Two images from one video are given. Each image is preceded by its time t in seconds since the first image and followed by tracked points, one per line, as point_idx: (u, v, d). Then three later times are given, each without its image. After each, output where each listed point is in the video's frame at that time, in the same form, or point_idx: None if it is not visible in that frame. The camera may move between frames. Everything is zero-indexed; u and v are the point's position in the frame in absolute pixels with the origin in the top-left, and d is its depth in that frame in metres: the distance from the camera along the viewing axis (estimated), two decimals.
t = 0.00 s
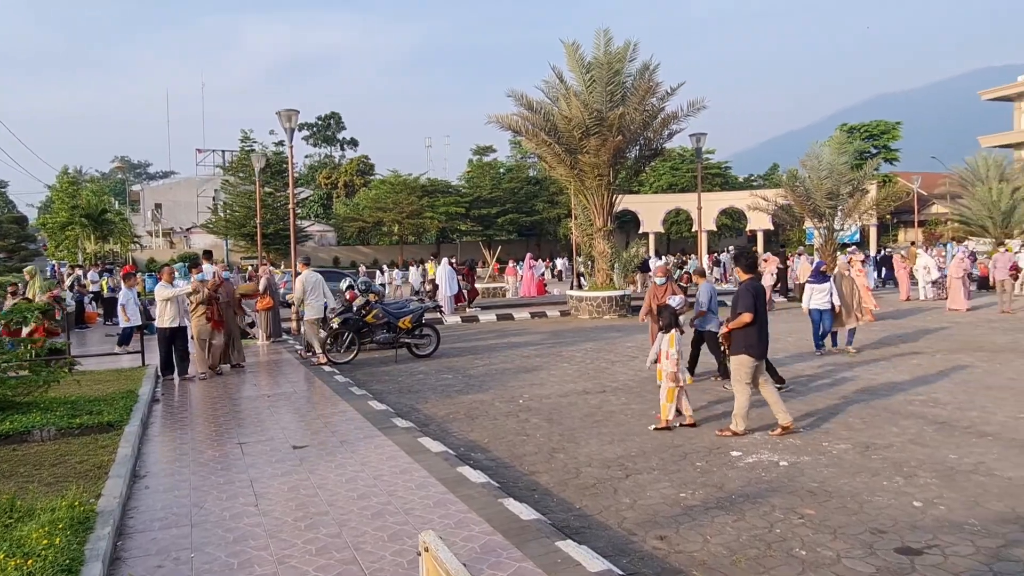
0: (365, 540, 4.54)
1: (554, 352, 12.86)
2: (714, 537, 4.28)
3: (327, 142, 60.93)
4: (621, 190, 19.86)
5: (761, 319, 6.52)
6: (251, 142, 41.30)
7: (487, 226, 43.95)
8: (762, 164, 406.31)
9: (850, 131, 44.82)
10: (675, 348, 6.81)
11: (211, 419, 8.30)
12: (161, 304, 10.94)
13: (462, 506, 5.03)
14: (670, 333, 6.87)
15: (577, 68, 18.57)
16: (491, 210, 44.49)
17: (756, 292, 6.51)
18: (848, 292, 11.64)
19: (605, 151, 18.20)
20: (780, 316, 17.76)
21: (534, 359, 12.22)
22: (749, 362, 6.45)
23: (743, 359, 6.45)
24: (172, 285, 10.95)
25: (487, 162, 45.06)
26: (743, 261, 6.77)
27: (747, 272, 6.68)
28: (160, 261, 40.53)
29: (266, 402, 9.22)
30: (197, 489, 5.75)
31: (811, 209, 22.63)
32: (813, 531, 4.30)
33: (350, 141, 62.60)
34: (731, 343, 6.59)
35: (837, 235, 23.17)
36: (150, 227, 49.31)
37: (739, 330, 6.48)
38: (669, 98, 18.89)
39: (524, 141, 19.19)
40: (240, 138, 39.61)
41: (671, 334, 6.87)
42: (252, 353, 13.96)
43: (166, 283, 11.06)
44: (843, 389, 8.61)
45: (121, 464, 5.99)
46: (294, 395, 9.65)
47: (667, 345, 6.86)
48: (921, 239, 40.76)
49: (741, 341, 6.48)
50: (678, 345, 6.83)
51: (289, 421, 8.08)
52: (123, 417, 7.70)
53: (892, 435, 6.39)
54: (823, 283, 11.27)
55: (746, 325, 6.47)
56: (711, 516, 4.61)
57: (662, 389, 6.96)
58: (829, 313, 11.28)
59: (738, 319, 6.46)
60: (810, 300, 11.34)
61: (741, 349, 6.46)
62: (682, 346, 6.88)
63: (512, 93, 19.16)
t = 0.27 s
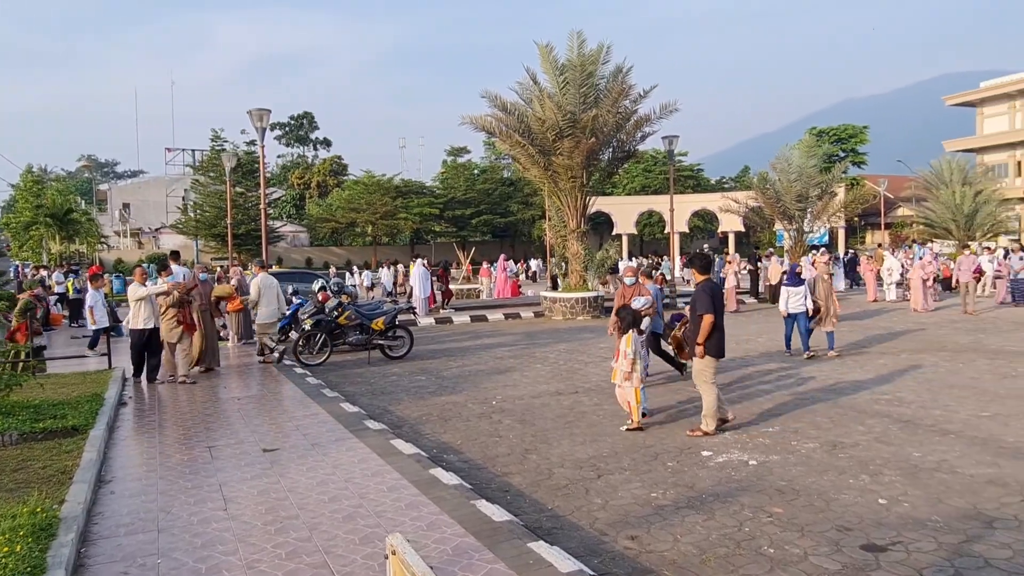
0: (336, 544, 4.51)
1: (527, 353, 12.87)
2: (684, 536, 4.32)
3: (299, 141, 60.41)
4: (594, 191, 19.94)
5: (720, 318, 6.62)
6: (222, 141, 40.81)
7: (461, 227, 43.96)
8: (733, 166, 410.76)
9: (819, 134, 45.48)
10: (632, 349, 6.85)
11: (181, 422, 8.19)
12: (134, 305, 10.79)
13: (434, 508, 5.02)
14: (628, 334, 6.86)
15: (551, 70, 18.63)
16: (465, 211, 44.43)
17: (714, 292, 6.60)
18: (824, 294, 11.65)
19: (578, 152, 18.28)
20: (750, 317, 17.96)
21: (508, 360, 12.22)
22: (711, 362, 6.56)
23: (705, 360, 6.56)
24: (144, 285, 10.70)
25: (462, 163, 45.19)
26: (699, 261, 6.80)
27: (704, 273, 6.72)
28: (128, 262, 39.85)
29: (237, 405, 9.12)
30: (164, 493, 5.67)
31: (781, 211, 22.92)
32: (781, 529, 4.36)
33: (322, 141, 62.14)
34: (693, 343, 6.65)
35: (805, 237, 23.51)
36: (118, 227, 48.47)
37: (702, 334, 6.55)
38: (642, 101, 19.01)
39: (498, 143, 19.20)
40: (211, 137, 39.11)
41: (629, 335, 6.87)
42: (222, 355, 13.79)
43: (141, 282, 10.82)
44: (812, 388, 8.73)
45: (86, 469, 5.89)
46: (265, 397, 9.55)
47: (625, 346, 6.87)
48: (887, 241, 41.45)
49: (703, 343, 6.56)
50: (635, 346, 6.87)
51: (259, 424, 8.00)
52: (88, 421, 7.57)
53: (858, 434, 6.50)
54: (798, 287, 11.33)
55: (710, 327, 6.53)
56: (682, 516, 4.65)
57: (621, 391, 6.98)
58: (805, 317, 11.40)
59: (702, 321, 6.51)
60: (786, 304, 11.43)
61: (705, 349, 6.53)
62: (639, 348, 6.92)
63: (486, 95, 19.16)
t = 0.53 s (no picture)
0: (308, 548, 4.47)
1: (503, 354, 12.87)
2: (657, 536, 4.34)
3: (274, 141, 59.87)
4: (571, 193, 19.99)
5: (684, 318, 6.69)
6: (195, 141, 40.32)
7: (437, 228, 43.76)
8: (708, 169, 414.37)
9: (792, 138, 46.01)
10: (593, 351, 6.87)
11: (151, 425, 8.08)
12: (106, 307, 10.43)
13: (408, 511, 5.00)
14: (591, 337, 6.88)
15: (527, 72, 18.64)
16: (442, 212, 44.30)
17: (678, 293, 6.65)
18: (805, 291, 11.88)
19: (554, 154, 18.34)
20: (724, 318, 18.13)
21: (484, 362, 12.21)
22: (677, 362, 6.65)
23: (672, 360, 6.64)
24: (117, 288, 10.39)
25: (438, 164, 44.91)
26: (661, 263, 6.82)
27: (667, 275, 6.76)
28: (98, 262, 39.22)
29: (209, 407, 9.01)
30: (133, 498, 5.59)
31: (754, 213, 23.16)
32: (752, 529, 4.40)
33: (298, 141, 61.66)
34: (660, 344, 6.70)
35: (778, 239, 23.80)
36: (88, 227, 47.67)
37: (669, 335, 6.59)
38: (617, 104, 19.10)
39: (474, 144, 19.20)
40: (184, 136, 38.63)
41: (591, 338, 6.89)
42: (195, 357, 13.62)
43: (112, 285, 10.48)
44: (784, 389, 8.83)
45: (53, 474, 5.78)
46: (237, 400, 9.45)
47: (586, 349, 6.90)
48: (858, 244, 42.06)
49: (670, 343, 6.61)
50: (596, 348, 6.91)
51: (231, 427, 7.91)
52: (54, 425, 7.44)
53: (829, 434, 6.58)
54: (779, 288, 11.25)
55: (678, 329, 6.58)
56: (655, 516, 4.67)
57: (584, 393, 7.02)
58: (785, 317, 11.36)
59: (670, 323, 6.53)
60: (767, 306, 11.34)
61: (674, 350, 6.60)
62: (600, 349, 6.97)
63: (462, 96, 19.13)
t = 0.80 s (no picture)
0: (280, 550, 4.43)
1: (479, 355, 12.85)
2: (631, 536, 4.36)
3: (248, 140, 59.28)
4: (547, 194, 20.03)
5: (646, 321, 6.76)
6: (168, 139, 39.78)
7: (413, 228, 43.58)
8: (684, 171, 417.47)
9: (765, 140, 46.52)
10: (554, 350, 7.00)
11: (121, 428, 7.95)
12: (74, 310, 10.24)
13: (382, 512, 4.97)
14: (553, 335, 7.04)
15: (503, 73, 18.64)
16: (418, 212, 44.13)
17: (642, 296, 6.69)
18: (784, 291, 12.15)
19: (530, 155, 18.35)
20: (698, 318, 18.28)
21: (459, 362, 12.19)
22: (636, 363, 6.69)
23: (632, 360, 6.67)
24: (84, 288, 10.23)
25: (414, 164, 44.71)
26: (627, 264, 6.80)
27: (632, 275, 6.78)
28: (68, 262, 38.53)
29: (180, 409, 8.90)
30: (101, 502, 5.50)
31: (728, 215, 23.38)
32: (725, 527, 4.44)
33: (272, 140, 61.11)
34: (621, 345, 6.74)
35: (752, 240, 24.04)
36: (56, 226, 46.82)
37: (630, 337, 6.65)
38: (593, 105, 19.16)
39: (451, 144, 19.18)
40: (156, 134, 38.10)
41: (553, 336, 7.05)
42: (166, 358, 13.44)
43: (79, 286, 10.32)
44: (757, 388, 8.92)
45: (17, 478, 5.67)
46: (209, 401, 9.34)
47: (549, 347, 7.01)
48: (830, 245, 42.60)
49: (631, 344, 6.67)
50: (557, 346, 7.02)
51: (203, 429, 7.82)
52: (20, 428, 7.30)
53: (800, 432, 6.65)
54: (759, 290, 11.38)
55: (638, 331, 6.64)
56: (629, 515, 4.69)
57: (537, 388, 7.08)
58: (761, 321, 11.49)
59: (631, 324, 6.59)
60: (747, 306, 11.44)
61: (633, 352, 6.65)
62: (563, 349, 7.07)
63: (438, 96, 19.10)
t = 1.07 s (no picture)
0: (249, 554, 4.38)
1: (453, 355, 12.82)
2: (603, 535, 4.38)
3: (219, 138, 58.54)
4: (521, 194, 20.05)
5: (605, 320, 6.83)
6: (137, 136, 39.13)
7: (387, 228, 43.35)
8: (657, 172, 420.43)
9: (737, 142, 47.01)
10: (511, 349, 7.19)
11: (86, 430, 7.81)
12: (36, 311, 10.03)
13: (354, 514, 4.94)
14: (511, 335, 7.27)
15: (478, 72, 18.62)
16: (392, 212, 43.90)
17: (602, 294, 6.74)
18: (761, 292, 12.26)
19: (504, 154, 18.36)
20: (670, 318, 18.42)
21: (433, 363, 12.15)
22: (592, 360, 6.75)
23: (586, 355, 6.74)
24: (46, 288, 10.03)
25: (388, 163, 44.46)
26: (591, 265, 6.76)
27: (595, 274, 6.80)
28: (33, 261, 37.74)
29: (148, 411, 8.77)
30: (64, 506, 5.39)
31: (701, 216, 23.58)
32: (695, 525, 4.47)
33: (244, 138, 60.43)
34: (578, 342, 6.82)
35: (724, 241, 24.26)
36: (21, 224, 45.83)
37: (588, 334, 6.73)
38: (567, 106, 19.22)
39: (425, 144, 19.13)
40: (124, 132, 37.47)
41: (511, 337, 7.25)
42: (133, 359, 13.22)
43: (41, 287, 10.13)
44: (728, 388, 9.00)
45: None
46: (178, 403, 9.21)
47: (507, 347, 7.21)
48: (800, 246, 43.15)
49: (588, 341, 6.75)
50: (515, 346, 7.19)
51: (171, 430, 7.70)
52: None
53: (770, 431, 6.73)
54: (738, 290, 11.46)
55: (596, 328, 6.72)
56: (601, 514, 4.71)
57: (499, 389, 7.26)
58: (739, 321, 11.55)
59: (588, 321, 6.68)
60: (725, 306, 11.46)
61: (589, 348, 6.71)
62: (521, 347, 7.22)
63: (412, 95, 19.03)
